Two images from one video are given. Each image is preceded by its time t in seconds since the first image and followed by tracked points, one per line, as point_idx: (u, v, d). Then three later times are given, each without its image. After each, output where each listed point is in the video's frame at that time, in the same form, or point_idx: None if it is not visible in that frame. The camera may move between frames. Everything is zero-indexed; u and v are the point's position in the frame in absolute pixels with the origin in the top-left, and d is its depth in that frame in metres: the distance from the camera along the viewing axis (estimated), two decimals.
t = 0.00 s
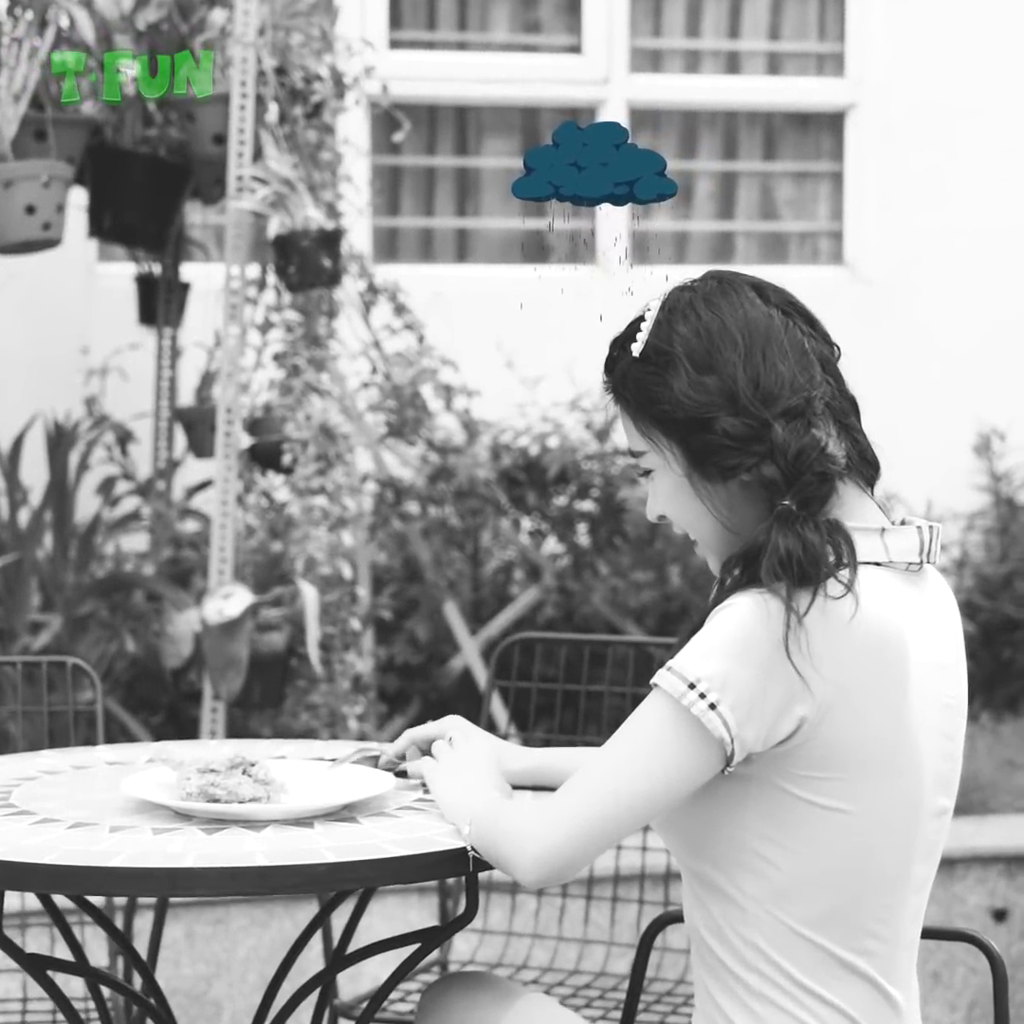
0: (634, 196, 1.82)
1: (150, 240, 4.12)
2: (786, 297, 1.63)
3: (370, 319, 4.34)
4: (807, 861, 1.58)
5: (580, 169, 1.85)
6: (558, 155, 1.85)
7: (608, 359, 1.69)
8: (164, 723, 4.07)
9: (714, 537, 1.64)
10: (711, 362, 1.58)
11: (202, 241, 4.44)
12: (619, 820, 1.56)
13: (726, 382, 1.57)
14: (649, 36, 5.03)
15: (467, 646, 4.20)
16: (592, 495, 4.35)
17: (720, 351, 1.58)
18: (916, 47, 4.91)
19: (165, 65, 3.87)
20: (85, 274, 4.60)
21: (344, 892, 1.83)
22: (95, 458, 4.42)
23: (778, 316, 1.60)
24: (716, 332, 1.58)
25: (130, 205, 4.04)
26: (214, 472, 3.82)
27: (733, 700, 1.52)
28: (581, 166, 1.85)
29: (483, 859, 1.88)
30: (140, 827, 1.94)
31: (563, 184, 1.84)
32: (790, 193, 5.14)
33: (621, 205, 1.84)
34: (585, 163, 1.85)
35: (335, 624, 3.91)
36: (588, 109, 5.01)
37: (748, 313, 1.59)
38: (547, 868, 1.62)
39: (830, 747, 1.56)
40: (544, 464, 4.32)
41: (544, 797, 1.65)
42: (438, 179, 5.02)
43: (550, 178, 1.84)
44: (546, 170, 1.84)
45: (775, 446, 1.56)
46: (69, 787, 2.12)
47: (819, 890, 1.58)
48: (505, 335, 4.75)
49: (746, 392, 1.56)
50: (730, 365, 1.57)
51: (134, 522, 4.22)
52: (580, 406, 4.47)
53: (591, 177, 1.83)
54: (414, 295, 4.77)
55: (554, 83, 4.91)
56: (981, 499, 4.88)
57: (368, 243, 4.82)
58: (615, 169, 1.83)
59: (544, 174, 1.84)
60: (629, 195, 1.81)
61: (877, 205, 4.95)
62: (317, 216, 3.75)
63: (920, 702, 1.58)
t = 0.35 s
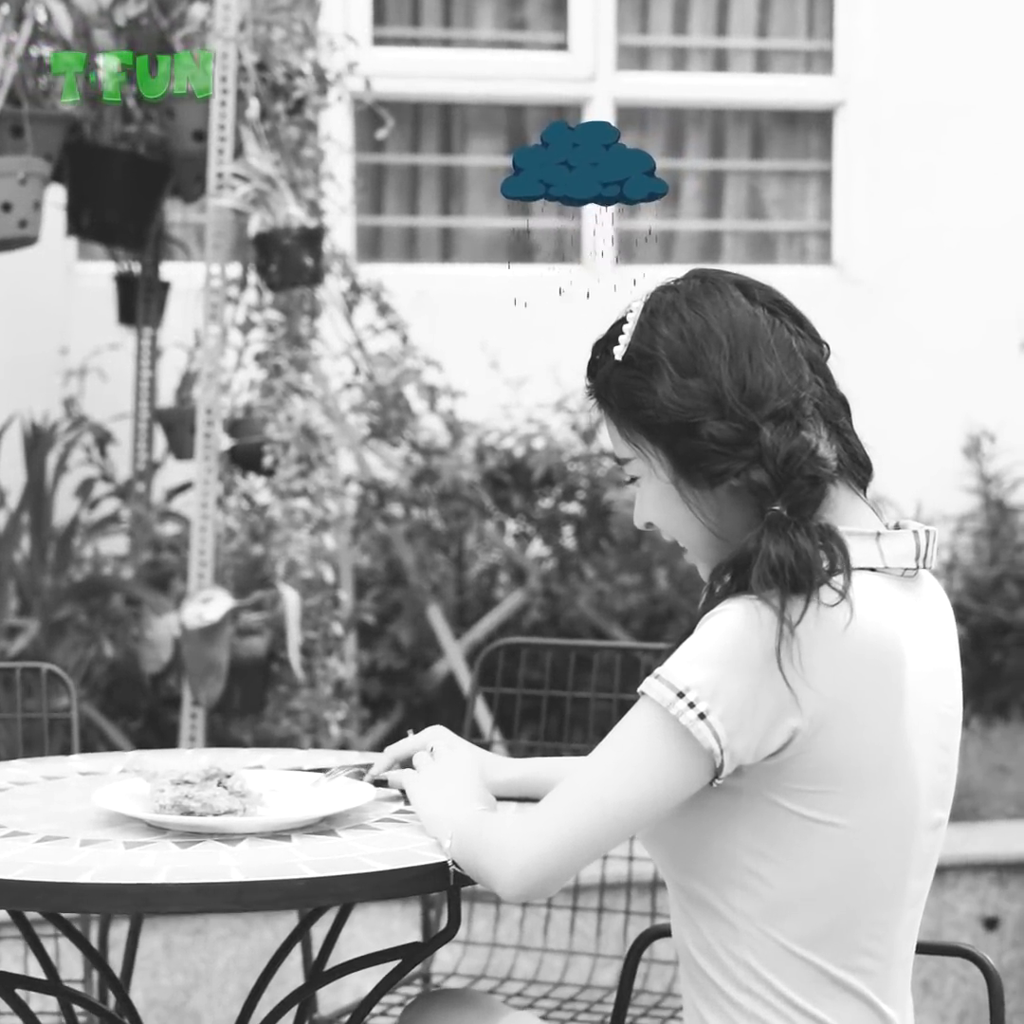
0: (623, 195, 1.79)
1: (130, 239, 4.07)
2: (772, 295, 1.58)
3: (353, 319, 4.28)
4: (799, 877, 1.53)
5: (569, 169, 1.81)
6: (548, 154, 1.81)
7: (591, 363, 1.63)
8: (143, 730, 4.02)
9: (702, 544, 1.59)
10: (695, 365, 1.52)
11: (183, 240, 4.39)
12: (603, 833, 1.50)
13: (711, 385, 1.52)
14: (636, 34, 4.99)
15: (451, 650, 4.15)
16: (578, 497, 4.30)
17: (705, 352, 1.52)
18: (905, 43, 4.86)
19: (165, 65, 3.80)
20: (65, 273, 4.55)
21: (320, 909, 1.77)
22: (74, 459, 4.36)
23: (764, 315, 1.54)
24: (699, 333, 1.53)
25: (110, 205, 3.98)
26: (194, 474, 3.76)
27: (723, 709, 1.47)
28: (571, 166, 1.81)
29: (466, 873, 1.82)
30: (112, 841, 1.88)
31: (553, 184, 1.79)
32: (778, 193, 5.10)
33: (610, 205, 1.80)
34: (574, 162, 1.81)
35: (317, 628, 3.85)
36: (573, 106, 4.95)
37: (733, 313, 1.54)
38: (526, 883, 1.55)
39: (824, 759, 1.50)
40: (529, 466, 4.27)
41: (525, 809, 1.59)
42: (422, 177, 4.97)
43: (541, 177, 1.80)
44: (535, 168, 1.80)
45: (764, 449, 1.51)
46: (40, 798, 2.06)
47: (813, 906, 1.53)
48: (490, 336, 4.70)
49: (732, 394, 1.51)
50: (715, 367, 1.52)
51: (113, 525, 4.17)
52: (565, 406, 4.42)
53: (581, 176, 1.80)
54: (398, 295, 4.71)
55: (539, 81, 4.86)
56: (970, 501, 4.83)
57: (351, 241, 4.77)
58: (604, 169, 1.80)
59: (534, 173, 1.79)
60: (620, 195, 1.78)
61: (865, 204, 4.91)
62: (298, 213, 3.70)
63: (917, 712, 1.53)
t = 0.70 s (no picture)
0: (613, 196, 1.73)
1: (96, 237, 4.01)
2: (750, 289, 1.53)
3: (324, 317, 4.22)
4: (776, 891, 1.47)
5: (559, 169, 1.74)
6: (536, 154, 1.74)
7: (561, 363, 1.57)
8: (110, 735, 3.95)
9: (679, 546, 1.53)
10: (677, 359, 1.47)
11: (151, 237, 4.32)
12: (570, 838, 1.42)
13: (695, 380, 1.46)
14: (611, 30, 4.93)
15: (424, 654, 4.09)
16: (552, 498, 4.24)
17: (687, 346, 1.47)
18: (883, 39, 4.82)
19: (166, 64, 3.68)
20: (31, 270, 4.47)
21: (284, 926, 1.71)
22: (40, 459, 4.28)
23: (744, 308, 1.49)
24: (682, 327, 1.47)
25: (76, 203, 3.92)
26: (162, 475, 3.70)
27: (700, 717, 1.40)
28: (559, 166, 1.74)
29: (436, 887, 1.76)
30: (69, 856, 1.82)
31: (542, 185, 1.73)
32: (754, 190, 5.05)
33: (599, 204, 1.75)
34: (563, 162, 1.74)
35: (287, 633, 3.80)
36: (548, 103, 4.90)
37: (714, 306, 1.48)
38: (490, 886, 1.49)
39: (801, 770, 1.45)
40: (502, 466, 4.21)
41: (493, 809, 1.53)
42: (395, 174, 4.91)
43: (529, 177, 1.73)
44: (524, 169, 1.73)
45: (751, 446, 1.46)
46: None
47: (790, 921, 1.48)
48: (464, 334, 4.64)
49: (717, 390, 1.45)
50: (699, 362, 1.46)
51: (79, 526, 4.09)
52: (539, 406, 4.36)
53: (571, 177, 1.73)
54: (370, 293, 4.65)
55: (512, 77, 4.81)
56: (948, 502, 4.79)
57: (322, 239, 4.71)
58: (594, 169, 1.73)
59: (522, 173, 1.72)
60: (607, 197, 1.72)
61: (842, 201, 4.87)
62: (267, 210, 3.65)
63: (898, 720, 1.48)
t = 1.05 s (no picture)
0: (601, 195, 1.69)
1: (66, 235, 3.92)
2: (738, 283, 1.48)
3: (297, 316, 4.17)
4: (746, 904, 1.43)
5: (549, 168, 1.68)
6: (526, 154, 1.68)
7: (535, 350, 1.52)
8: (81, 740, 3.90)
9: (651, 546, 1.48)
10: (665, 350, 1.42)
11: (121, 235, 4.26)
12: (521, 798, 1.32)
13: (684, 372, 1.41)
14: (588, 26, 4.89)
15: (399, 657, 4.04)
16: (529, 500, 4.20)
17: (675, 337, 1.42)
18: (861, 36, 4.79)
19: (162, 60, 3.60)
20: None
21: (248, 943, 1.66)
22: (8, 461, 4.22)
23: (733, 301, 1.45)
24: (672, 317, 1.42)
25: (45, 199, 3.83)
26: (131, 477, 3.64)
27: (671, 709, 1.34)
28: (549, 166, 1.69)
29: (408, 901, 1.71)
30: (29, 871, 1.76)
31: (533, 184, 1.67)
32: (731, 189, 5.02)
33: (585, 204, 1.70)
34: (552, 162, 1.68)
35: (259, 637, 3.75)
36: (524, 100, 4.86)
37: (704, 298, 1.44)
38: (414, 832, 1.35)
39: (769, 779, 1.40)
40: (478, 467, 4.17)
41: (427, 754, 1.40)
42: (369, 172, 4.86)
43: (519, 175, 1.67)
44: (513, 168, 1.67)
45: (737, 444, 1.41)
46: None
47: (762, 935, 1.43)
48: (439, 334, 4.59)
49: (707, 383, 1.41)
50: (688, 353, 1.41)
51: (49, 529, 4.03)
52: (516, 407, 4.32)
53: (562, 177, 1.68)
54: (344, 292, 4.60)
55: (487, 74, 4.77)
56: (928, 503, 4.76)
57: (295, 237, 4.66)
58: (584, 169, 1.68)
59: (513, 172, 1.66)
60: (599, 196, 1.68)
61: (821, 198, 4.83)
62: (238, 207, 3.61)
63: (870, 728, 1.43)
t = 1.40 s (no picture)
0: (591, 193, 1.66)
1: (31, 233, 3.87)
2: (698, 277, 1.45)
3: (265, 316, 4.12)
4: (708, 913, 1.39)
5: (539, 169, 1.65)
6: (515, 155, 1.65)
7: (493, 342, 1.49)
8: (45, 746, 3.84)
9: (609, 544, 1.44)
10: (619, 344, 1.38)
11: (88, 233, 4.20)
12: (463, 716, 1.24)
13: (638, 366, 1.37)
14: (560, 23, 4.85)
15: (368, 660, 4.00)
16: (501, 501, 4.16)
17: (629, 331, 1.38)
18: (835, 33, 4.76)
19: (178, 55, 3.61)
20: None
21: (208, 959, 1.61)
22: None
23: (691, 295, 1.40)
24: (626, 311, 1.39)
25: (10, 196, 3.77)
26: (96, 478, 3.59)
27: (643, 687, 1.29)
28: (540, 166, 1.65)
29: (372, 914, 1.67)
30: None
31: (521, 184, 1.64)
32: (705, 188, 4.99)
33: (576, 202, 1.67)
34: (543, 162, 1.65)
35: (225, 641, 3.71)
36: (496, 98, 4.82)
37: (661, 291, 1.39)
38: (339, 707, 1.26)
39: (725, 784, 1.37)
40: (449, 468, 4.13)
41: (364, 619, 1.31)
42: (339, 170, 4.82)
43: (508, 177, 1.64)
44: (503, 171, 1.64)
45: (695, 439, 1.37)
46: None
47: (722, 944, 1.40)
48: (410, 333, 4.54)
49: (662, 377, 1.37)
50: (642, 347, 1.37)
51: (14, 531, 3.98)
52: (487, 408, 4.28)
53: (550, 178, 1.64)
54: (314, 292, 4.55)
55: (458, 71, 4.73)
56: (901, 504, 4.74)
57: (265, 236, 4.61)
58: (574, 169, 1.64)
59: (502, 173, 1.63)
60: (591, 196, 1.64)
61: (795, 196, 4.80)
62: (205, 205, 3.56)
63: (830, 731, 1.39)
